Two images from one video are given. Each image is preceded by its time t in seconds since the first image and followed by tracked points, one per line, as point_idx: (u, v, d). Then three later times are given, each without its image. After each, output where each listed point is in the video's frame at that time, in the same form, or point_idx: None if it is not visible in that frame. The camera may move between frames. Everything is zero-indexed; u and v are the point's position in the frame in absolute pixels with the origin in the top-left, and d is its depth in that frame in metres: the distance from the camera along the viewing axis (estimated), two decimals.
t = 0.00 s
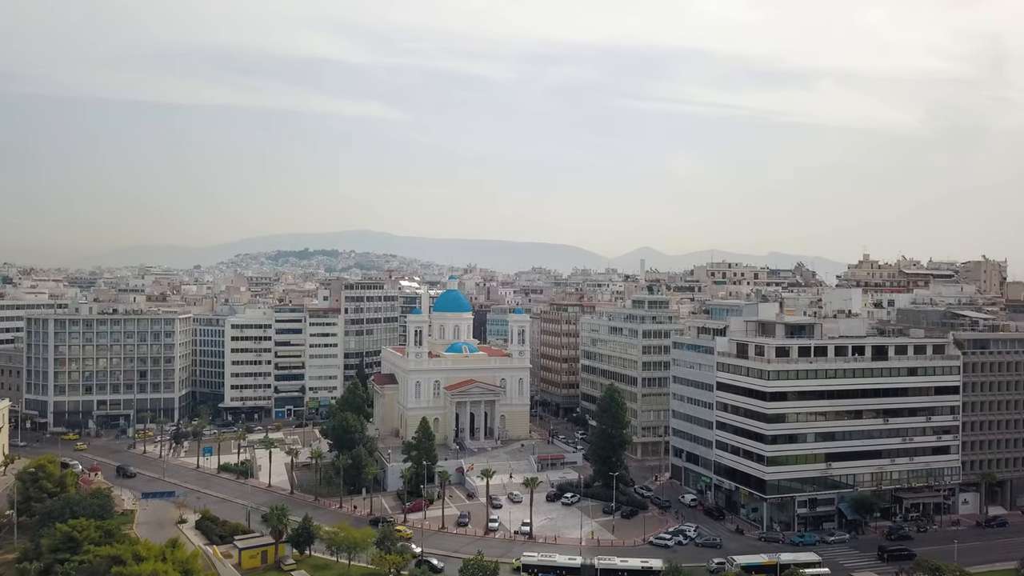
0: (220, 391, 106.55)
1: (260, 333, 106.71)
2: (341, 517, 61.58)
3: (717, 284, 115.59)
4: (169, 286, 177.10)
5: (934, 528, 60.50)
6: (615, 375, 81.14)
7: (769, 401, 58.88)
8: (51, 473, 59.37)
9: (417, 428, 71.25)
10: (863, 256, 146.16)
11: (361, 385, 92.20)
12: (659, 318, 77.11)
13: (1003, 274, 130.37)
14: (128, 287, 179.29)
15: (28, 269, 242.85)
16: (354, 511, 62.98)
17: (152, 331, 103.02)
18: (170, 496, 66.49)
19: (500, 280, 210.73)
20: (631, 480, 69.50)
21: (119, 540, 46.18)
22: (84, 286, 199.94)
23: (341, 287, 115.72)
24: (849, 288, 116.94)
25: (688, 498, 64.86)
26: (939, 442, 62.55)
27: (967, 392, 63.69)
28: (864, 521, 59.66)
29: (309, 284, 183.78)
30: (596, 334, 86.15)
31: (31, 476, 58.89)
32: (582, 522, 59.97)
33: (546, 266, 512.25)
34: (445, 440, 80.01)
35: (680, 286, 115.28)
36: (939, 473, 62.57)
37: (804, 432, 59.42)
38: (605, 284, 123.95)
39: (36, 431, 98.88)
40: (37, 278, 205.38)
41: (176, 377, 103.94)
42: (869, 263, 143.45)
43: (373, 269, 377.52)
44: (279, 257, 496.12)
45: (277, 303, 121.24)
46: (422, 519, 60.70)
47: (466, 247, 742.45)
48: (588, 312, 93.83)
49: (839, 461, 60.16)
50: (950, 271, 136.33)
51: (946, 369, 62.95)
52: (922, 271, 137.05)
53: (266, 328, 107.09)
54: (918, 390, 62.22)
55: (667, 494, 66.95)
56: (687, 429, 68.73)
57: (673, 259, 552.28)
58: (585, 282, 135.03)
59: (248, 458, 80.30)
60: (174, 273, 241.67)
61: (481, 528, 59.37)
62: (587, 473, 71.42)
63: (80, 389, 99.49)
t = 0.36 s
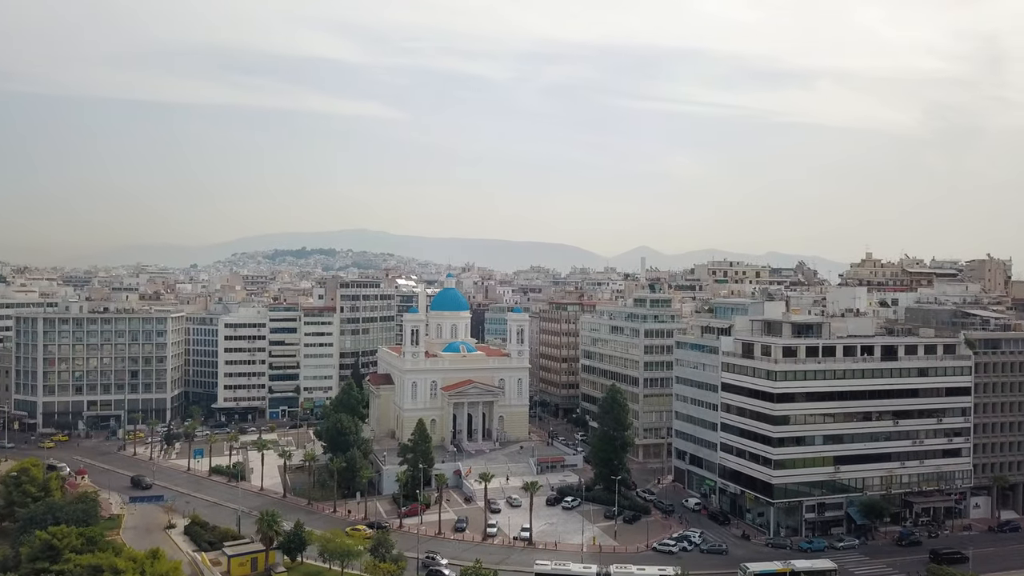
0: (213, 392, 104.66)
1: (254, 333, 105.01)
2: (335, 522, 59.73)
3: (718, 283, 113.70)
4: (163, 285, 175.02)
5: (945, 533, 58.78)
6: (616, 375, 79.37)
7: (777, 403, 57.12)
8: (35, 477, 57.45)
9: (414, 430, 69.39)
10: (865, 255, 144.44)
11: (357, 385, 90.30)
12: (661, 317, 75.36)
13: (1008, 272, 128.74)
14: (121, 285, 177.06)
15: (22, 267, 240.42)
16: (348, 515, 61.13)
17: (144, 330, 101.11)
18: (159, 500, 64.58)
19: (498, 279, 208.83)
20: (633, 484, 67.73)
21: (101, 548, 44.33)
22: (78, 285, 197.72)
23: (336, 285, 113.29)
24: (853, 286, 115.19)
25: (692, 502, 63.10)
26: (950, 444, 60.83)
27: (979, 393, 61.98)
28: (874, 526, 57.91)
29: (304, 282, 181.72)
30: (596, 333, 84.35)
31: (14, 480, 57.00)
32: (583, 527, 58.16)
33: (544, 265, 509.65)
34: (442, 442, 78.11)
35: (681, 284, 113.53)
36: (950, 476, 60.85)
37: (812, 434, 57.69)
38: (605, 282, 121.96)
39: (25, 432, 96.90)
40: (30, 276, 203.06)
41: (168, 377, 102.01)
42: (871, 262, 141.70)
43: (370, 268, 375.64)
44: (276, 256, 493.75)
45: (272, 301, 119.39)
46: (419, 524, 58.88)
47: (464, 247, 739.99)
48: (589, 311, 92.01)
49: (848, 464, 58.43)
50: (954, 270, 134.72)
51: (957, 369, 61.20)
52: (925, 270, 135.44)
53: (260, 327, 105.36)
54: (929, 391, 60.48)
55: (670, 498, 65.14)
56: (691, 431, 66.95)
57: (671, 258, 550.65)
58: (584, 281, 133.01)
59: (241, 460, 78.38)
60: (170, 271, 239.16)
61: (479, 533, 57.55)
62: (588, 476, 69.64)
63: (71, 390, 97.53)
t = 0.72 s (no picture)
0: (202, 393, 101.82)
1: (245, 333, 102.47)
2: (325, 531, 56.93)
3: (721, 282, 111.02)
4: (154, 284, 171.86)
5: (963, 542, 56.22)
6: (618, 376, 76.70)
7: (788, 406, 54.52)
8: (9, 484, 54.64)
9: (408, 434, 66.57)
10: (869, 253, 141.71)
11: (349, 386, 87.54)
12: (665, 316, 72.72)
13: (1015, 271, 126.15)
14: (113, 283, 173.73)
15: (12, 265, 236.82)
16: (339, 524, 58.36)
17: (131, 329, 98.25)
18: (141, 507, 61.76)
19: (495, 278, 205.83)
20: (637, 489, 65.11)
21: (72, 562, 41.60)
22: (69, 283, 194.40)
23: (329, 284, 110.53)
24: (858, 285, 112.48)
25: (698, 509, 60.48)
26: (968, 449, 58.24)
27: (998, 395, 59.38)
28: (889, 535, 55.33)
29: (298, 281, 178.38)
30: (597, 333, 81.64)
31: None
32: (586, 536, 55.48)
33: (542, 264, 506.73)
34: (438, 446, 75.43)
35: (682, 283, 110.83)
36: (968, 483, 58.30)
37: (826, 438, 55.10)
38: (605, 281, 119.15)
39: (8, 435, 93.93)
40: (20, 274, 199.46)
41: (156, 378, 99.10)
42: (876, 260, 138.99)
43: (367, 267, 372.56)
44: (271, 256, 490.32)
45: (264, 300, 116.59)
46: (413, 533, 56.15)
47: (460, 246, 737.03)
48: (589, 310, 89.33)
49: (862, 470, 55.85)
50: (960, 269, 132.13)
51: (975, 370, 58.58)
52: (930, 269, 132.83)
53: (250, 327, 102.67)
54: (946, 393, 57.88)
55: (676, 504, 62.52)
56: (697, 435, 64.29)
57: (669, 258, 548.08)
58: (584, 279, 130.15)
59: (229, 464, 75.59)
60: (163, 270, 236.08)
61: (476, 542, 54.84)
62: (589, 482, 66.99)
63: (55, 391, 94.60)
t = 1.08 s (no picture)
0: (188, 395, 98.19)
1: (231, 332, 98.78)
2: (310, 544, 53.42)
3: (724, 280, 107.66)
4: (143, 282, 167.79)
5: (989, 555, 52.98)
6: (619, 378, 73.33)
7: (804, 411, 51.16)
8: None
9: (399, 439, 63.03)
10: (874, 251, 138.51)
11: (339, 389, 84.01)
12: (669, 315, 69.36)
13: None
14: (99, 281, 169.43)
15: None
16: (325, 536, 54.83)
17: (113, 329, 94.53)
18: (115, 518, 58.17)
19: (491, 276, 202.33)
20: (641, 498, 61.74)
21: None
22: (54, 282, 190.03)
23: (320, 281, 106.77)
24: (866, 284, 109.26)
25: (706, 519, 57.12)
26: (993, 456, 54.98)
27: None
28: (911, 549, 52.07)
29: (290, 280, 174.50)
30: (597, 333, 78.26)
31: None
32: (588, 550, 52.10)
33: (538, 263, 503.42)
34: (431, 451, 72.00)
35: (684, 281, 107.49)
36: (992, 492, 55.04)
37: (843, 446, 51.78)
38: (604, 279, 115.76)
39: None
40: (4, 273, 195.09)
41: (139, 379, 95.41)
42: (881, 259, 135.79)
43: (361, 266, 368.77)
44: (265, 254, 486.06)
45: (252, 299, 112.91)
46: (404, 546, 52.70)
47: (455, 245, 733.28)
48: (589, 309, 85.96)
49: (882, 479, 52.54)
50: (967, 267, 129.05)
51: (1000, 373, 55.31)
52: (937, 267, 129.72)
53: (238, 326, 99.06)
54: (970, 397, 54.59)
55: (682, 515, 59.11)
56: (704, 441, 60.95)
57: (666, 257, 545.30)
58: (583, 277, 126.69)
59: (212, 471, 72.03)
60: (153, 269, 231.83)
61: (471, 556, 51.40)
62: (591, 490, 63.61)
63: (33, 393, 90.85)
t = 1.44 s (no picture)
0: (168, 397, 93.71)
1: (213, 332, 94.31)
2: (290, 563, 49.11)
3: (727, 278, 103.76)
4: (126, 279, 162.72)
5: None
6: (622, 381, 69.21)
7: (827, 418, 47.03)
8: None
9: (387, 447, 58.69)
10: (880, 248, 134.68)
11: (325, 392, 79.64)
12: (675, 314, 65.33)
13: None
14: (81, 280, 164.30)
15: None
16: (306, 553, 50.50)
17: (89, 328, 89.95)
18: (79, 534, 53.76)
19: (485, 274, 198.04)
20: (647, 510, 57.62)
21: None
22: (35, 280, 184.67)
23: (306, 278, 102.20)
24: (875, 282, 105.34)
25: (718, 534, 53.06)
26: None
27: None
28: (942, 567, 48.14)
29: (279, 278, 169.81)
30: (598, 333, 74.17)
31: None
32: (592, 568, 47.96)
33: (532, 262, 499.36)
34: (422, 459, 67.83)
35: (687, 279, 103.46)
36: None
37: (869, 456, 47.72)
38: (603, 277, 111.66)
39: None
40: None
41: (117, 381, 90.87)
42: (886, 256, 131.99)
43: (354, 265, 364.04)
44: (256, 252, 480.70)
45: (237, 297, 108.48)
46: (392, 565, 48.45)
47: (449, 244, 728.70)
48: (588, 308, 81.87)
49: (910, 492, 48.52)
50: (976, 264, 125.37)
51: None
52: (945, 264, 125.97)
53: (220, 326, 94.63)
54: (1002, 403, 50.62)
55: (692, 528, 55.03)
56: (714, 449, 56.84)
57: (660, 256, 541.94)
58: (581, 275, 122.53)
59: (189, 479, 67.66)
60: (139, 266, 226.78)
61: None
62: (593, 501, 59.46)
63: (3, 396, 86.22)
